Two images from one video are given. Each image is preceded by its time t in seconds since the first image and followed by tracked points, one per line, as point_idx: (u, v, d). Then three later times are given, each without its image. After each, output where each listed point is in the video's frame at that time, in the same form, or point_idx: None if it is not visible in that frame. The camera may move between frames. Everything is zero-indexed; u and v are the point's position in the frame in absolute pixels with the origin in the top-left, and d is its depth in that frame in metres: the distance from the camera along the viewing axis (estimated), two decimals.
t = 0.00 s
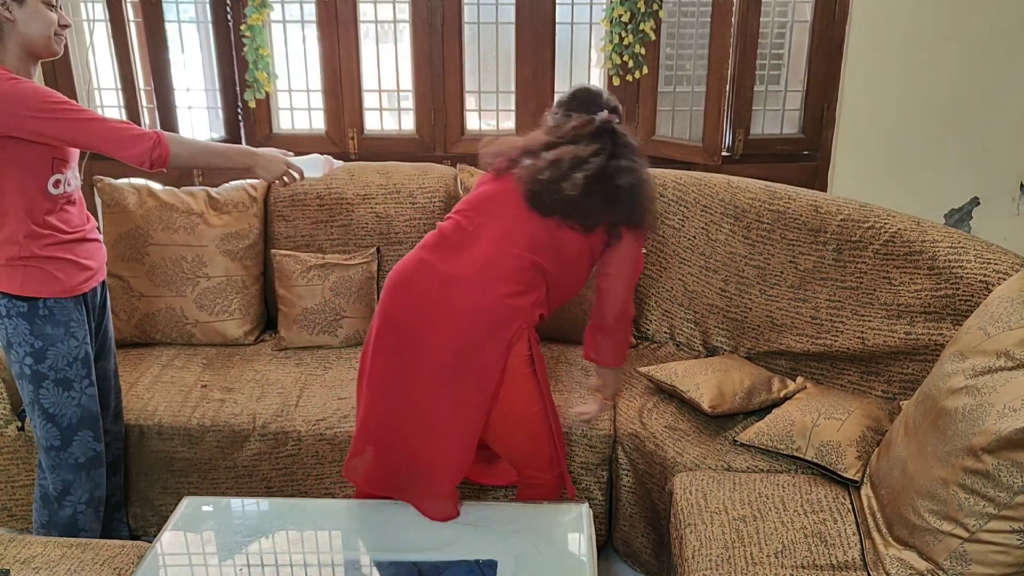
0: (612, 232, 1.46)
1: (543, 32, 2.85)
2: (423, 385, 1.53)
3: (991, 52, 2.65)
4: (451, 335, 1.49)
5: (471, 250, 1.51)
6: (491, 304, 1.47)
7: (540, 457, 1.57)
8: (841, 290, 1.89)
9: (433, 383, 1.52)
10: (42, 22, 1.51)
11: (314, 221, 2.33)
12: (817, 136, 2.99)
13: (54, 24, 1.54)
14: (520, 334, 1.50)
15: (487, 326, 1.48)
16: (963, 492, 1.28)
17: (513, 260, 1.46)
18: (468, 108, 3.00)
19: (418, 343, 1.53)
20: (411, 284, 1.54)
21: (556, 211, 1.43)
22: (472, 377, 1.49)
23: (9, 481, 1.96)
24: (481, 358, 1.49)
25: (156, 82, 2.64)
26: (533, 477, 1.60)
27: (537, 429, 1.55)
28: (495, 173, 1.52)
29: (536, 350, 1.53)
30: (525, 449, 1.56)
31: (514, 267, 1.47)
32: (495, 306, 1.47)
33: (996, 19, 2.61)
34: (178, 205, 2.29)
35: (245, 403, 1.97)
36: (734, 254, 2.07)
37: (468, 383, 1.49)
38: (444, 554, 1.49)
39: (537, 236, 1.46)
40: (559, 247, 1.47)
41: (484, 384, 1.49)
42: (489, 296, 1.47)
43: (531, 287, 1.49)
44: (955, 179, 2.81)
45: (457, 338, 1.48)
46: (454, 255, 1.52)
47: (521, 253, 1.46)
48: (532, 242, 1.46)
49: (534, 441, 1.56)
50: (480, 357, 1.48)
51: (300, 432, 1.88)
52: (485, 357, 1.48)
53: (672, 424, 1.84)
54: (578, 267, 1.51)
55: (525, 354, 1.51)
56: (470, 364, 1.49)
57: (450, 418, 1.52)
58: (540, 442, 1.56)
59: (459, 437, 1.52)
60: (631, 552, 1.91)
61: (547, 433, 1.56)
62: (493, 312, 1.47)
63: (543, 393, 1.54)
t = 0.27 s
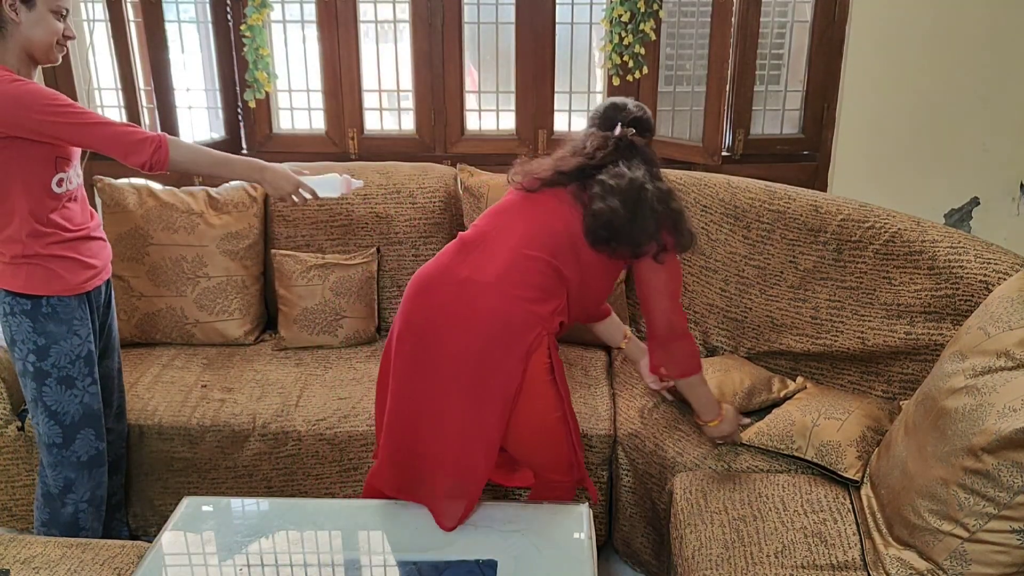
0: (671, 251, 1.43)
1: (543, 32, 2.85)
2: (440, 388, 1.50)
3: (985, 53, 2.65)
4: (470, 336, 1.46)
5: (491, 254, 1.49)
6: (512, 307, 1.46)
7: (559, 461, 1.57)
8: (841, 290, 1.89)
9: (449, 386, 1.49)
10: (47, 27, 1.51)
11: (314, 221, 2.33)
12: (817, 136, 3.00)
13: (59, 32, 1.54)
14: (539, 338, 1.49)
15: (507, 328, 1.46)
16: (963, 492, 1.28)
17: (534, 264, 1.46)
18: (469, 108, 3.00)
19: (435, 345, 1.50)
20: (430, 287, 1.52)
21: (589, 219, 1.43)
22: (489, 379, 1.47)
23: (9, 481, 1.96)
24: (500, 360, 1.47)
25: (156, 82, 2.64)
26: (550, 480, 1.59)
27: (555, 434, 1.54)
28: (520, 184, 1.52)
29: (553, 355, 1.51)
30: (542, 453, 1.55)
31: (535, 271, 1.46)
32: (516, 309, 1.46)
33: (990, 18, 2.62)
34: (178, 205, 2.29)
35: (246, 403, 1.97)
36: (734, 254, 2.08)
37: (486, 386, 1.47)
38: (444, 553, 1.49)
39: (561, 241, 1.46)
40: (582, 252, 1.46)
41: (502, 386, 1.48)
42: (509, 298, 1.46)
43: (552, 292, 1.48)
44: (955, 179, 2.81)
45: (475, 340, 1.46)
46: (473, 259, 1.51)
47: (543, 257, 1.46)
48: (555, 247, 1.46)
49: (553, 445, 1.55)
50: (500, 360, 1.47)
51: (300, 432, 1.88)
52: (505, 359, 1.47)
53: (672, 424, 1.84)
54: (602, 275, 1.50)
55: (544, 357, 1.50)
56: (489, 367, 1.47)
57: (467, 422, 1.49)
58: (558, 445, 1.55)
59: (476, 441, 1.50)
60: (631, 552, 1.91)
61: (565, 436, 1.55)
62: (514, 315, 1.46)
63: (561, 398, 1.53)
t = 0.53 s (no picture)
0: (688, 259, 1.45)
1: (543, 32, 2.85)
2: (443, 386, 1.51)
3: (985, 52, 2.68)
4: (473, 336, 1.47)
5: (500, 255, 1.51)
6: (516, 308, 1.46)
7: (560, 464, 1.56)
8: (841, 290, 1.89)
9: (451, 384, 1.50)
10: (51, 25, 1.51)
11: (314, 221, 2.33)
12: (817, 136, 2.98)
13: (63, 29, 1.53)
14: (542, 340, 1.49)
15: (511, 329, 1.46)
16: (963, 492, 1.28)
17: (542, 267, 1.47)
18: (469, 108, 3.00)
19: (438, 344, 1.50)
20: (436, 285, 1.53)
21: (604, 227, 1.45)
22: (491, 378, 1.48)
23: (9, 481, 1.96)
24: (502, 359, 1.47)
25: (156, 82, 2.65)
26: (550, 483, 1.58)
27: (556, 436, 1.53)
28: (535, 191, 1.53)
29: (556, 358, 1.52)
30: (543, 456, 1.55)
31: (542, 273, 1.47)
32: (520, 310, 1.46)
33: (990, 18, 2.65)
34: (178, 206, 2.29)
35: (246, 403, 1.97)
36: (734, 255, 2.08)
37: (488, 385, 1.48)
38: (444, 554, 1.49)
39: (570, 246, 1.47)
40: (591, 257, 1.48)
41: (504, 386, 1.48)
42: (515, 298, 1.47)
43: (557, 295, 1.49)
44: (955, 179, 2.83)
45: (478, 339, 1.46)
46: (481, 260, 1.52)
47: (551, 261, 1.47)
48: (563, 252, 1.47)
49: (554, 448, 1.54)
50: (502, 360, 1.47)
51: (300, 432, 1.88)
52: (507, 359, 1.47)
53: (672, 424, 1.84)
54: (612, 282, 1.51)
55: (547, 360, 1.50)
56: (491, 366, 1.47)
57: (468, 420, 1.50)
58: (559, 448, 1.55)
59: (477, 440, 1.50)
60: (631, 552, 1.91)
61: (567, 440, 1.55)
62: (517, 315, 1.46)
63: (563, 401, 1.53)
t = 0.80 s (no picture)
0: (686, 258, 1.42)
1: (543, 32, 2.85)
2: (442, 366, 1.59)
3: (985, 52, 2.70)
4: (469, 320, 1.53)
5: (504, 245, 1.56)
6: (512, 296, 1.52)
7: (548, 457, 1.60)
8: (841, 290, 1.89)
9: (448, 365, 1.57)
10: (63, 31, 1.50)
11: (314, 221, 2.33)
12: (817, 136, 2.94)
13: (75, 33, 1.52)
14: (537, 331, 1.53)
15: (506, 317, 1.52)
16: (963, 492, 1.28)
17: (541, 258, 1.51)
18: (469, 108, 3.00)
19: (439, 325, 1.58)
20: (444, 269, 1.61)
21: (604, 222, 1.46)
22: (484, 365, 1.53)
23: (8, 480, 1.96)
24: (495, 347, 1.53)
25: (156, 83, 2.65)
26: (538, 476, 1.62)
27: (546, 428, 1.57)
28: (546, 182, 1.56)
29: (551, 349, 1.56)
30: (532, 448, 1.59)
31: (540, 265, 1.52)
32: (516, 298, 1.52)
33: (989, 19, 2.67)
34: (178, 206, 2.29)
35: (246, 403, 1.97)
36: (734, 254, 2.08)
37: (480, 370, 1.54)
38: (444, 553, 1.49)
39: (570, 239, 1.51)
40: (590, 252, 1.50)
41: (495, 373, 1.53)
42: (512, 288, 1.52)
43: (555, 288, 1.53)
44: (955, 180, 2.85)
45: (473, 324, 1.53)
46: (487, 247, 1.58)
47: (550, 253, 1.51)
48: (564, 245, 1.51)
49: (543, 440, 1.58)
50: (494, 346, 1.52)
51: (300, 432, 1.88)
52: (499, 346, 1.52)
53: (671, 424, 1.83)
54: (611, 279, 1.53)
55: (540, 351, 1.54)
56: (484, 352, 1.53)
57: (462, 402, 1.56)
58: (548, 440, 1.58)
59: (470, 422, 1.57)
60: (631, 552, 1.91)
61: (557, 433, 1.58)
62: (514, 304, 1.52)
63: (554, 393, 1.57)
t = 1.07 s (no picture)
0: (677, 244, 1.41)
1: (543, 32, 2.85)
2: (439, 362, 1.60)
3: (985, 53, 2.70)
4: (464, 315, 1.54)
5: (500, 240, 1.57)
6: (506, 292, 1.52)
7: (544, 452, 1.60)
8: (841, 290, 1.89)
9: (444, 361, 1.58)
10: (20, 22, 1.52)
11: (314, 221, 2.33)
12: (817, 136, 2.94)
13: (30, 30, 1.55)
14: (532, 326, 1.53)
15: (500, 312, 1.52)
16: (963, 492, 1.28)
17: (535, 253, 1.52)
18: (469, 108, 3.00)
19: (435, 320, 1.59)
20: (441, 265, 1.62)
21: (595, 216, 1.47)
22: (479, 359, 1.54)
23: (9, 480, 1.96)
24: (490, 342, 1.53)
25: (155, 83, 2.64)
26: (535, 471, 1.62)
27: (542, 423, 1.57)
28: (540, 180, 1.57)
29: (547, 345, 1.56)
30: (529, 443, 1.59)
31: (534, 260, 1.52)
32: (510, 294, 1.52)
33: (990, 19, 2.66)
34: (178, 206, 2.30)
35: (246, 403, 1.97)
36: (734, 254, 2.09)
37: (476, 365, 1.55)
38: (443, 553, 1.49)
39: (563, 234, 1.51)
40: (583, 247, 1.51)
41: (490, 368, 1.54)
42: (506, 283, 1.53)
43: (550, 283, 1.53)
44: (955, 180, 2.85)
45: (469, 319, 1.54)
46: (483, 243, 1.59)
47: (544, 248, 1.52)
48: (558, 242, 1.51)
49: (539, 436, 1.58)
50: (489, 343, 1.53)
51: (300, 432, 1.88)
52: (494, 341, 1.53)
53: (672, 424, 1.83)
54: (608, 275, 1.53)
55: (536, 346, 1.54)
56: (479, 347, 1.54)
57: (459, 397, 1.57)
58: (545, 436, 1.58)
59: (467, 417, 1.58)
60: (631, 552, 1.91)
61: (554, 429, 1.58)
62: (508, 299, 1.52)
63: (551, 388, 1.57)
